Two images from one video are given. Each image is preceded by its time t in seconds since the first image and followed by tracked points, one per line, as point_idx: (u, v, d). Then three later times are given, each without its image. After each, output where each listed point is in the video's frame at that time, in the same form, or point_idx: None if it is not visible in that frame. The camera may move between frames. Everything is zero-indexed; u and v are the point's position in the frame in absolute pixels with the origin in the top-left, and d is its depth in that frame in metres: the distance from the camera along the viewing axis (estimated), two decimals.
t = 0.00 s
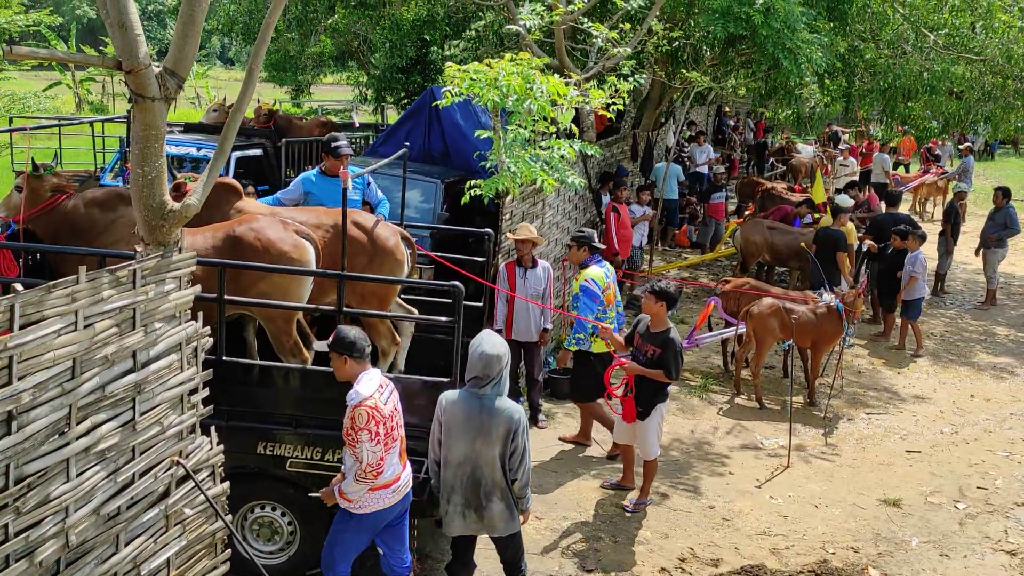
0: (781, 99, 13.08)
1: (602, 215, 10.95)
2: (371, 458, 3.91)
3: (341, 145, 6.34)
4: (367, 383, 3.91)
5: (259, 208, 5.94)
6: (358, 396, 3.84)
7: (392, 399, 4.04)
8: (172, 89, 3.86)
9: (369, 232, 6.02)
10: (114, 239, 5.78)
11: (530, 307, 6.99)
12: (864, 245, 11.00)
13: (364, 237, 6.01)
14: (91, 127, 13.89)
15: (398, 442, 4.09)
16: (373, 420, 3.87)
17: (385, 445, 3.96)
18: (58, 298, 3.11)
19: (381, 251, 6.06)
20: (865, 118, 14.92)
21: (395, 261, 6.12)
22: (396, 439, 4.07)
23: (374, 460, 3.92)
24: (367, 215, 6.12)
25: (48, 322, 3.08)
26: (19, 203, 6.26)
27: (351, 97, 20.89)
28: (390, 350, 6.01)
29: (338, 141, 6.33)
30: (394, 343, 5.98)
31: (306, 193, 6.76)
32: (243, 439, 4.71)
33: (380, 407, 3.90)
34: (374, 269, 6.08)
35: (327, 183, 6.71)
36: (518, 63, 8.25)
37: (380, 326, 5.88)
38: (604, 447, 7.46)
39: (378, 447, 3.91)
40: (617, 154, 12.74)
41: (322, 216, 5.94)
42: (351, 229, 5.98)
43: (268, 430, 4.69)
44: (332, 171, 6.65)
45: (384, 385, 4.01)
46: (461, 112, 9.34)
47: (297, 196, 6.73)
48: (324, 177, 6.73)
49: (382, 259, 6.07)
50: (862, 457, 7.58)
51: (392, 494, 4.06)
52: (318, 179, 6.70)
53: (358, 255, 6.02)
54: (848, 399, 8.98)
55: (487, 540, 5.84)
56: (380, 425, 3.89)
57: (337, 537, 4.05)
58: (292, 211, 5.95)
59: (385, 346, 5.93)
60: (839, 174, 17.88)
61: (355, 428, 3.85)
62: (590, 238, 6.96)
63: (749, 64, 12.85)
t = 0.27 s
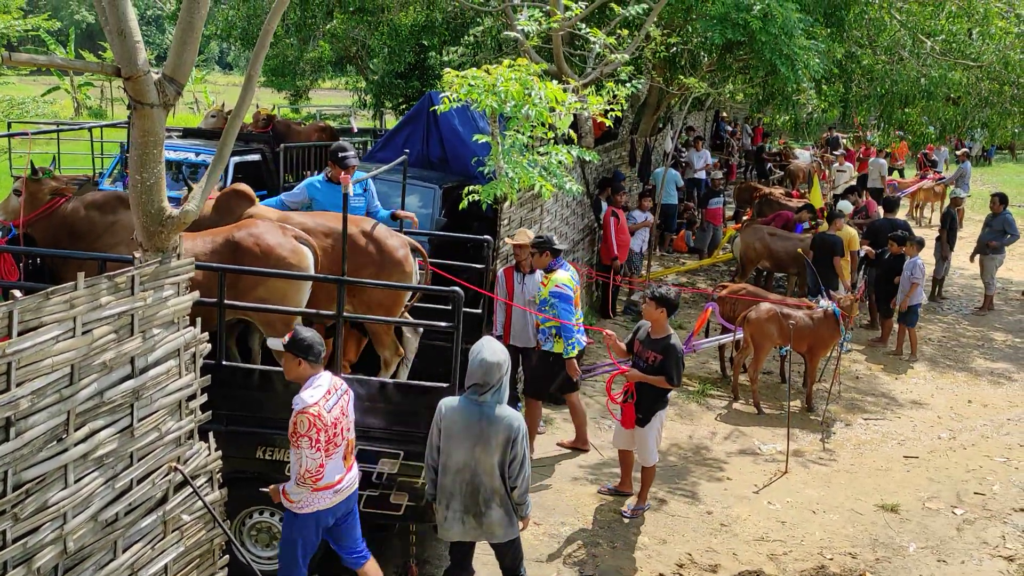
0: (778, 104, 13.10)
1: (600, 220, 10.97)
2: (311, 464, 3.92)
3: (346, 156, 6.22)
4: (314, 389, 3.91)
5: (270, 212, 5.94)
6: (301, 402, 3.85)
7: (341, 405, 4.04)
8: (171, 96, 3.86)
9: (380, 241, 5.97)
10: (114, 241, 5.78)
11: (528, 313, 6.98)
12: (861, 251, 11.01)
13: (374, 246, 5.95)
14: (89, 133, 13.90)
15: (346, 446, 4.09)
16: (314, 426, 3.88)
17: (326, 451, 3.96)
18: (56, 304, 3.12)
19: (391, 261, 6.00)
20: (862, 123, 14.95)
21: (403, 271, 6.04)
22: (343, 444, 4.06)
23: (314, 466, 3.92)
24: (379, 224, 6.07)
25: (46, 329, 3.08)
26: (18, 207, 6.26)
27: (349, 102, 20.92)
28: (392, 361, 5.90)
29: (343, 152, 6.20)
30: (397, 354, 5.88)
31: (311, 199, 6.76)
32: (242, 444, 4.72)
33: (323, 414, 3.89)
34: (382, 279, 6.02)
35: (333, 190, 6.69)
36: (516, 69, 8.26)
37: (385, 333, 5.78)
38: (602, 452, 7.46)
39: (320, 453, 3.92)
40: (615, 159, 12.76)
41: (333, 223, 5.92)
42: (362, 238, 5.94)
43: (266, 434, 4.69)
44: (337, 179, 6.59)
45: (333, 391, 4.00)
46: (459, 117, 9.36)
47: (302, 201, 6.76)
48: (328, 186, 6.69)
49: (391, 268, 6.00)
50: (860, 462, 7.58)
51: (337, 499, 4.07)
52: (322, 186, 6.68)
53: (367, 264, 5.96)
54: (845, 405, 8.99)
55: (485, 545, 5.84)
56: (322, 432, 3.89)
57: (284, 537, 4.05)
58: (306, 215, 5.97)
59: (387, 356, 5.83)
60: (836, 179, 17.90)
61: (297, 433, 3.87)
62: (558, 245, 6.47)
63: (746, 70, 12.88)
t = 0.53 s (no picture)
0: (776, 109, 13.12)
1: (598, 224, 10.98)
2: (265, 457, 3.92)
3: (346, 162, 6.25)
4: (272, 384, 3.91)
5: (276, 216, 5.92)
6: (259, 396, 3.85)
7: (298, 399, 4.04)
8: (170, 100, 3.86)
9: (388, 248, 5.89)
10: (112, 245, 5.77)
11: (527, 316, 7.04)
12: (860, 255, 11.02)
13: (382, 252, 5.87)
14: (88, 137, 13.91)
15: (302, 439, 4.09)
16: (270, 420, 3.88)
17: (282, 446, 3.96)
18: (54, 309, 3.12)
19: (398, 268, 5.90)
20: (860, 128, 14.98)
21: (409, 280, 5.94)
22: (299, 437, 4.07)
23: (270, 460, 3.93)
24: (388, 232, 6.00)
25: (44, 333, 3.08)
26: (16, 211, 6.25)
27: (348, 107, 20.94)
28: (392, 358, 5.94)
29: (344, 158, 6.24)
30: (397, 351, 5.92)
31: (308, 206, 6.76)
32: (239, 448, 4.70)
33: (279, 408, 3.89)
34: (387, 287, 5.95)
35: (330, 197, 6.67)
36: (515, 73, 8.28)
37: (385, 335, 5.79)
38: (600, 456, 7.46)
39: (275, 446, 3.92)
40: (614, 163, 12.79)
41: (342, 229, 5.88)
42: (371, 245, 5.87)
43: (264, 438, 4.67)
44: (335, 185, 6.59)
45: (289, 385, 4.00)
46: (458, 121, 9.36)
47: (297, 207, 6.76)
48: (326, 192, 6.68)
49: (397, 274, 5.91)
50: (858, 467, 7.58)
51: (293, 491, 4.07)
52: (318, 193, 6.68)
53: (374, 269, 5.87)
54: (844, 409, 9.00)
55: (483, 550, 5.84)
56: (277, 427, 3.89)
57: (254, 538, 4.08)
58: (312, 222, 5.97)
59: (387, 354, 5.87)
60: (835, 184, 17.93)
61: (252, 426, 3.88)
62: (516, 247, 6.69)
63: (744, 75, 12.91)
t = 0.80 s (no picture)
0: (775, 111, 13.12)
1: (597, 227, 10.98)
2: (236, 453, 4.23)
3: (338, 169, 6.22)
4: (237, 382, 4.22)
5: (282, 224, 5.84)
6: (229, 393, 4.15)
7: (258, 397, 4.34)
8: (169, 101, 3.85)
9: (394, 253, 5.74)
10: (111, 245, 5.78)
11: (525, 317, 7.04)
12: (860, 257, 11.03)
13: (389, 258, 5.73)
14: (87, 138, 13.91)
15: (265, 434, 4.40)
16: (240, 416, 4.19)
17: (250, 442, 4.27)
18: (52, 310, 3.11)
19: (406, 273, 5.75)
20: (859, 130, 14.99)
21: (420, 284, 5.79)
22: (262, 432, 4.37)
23: (241, 454, 4.24)
24: (395, 236, 5.87)
25: (42, 334, 3.08)
26: (15, 212, 6.25)
27: (348, 109, 20.94)
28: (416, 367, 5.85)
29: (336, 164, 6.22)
30: (420, 359, 5.84)
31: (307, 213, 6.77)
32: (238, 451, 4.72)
33: (246, 405, 4.20)
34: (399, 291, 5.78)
35: (327, 204, 6.66)
36: (514, 75, 8.28)
37: (402, 343, 5.73)
38: (599, 458, 7.45)
39: (245, 442, 4.23)
40: (613, 165, 12.80)
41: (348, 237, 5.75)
42: (377, 251, 5.74)
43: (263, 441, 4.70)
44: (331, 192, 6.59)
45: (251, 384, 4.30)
46: (457, 123, 9.36)
47: (297, 213, 6.77)
48: (323, 199, 6.67)
49: (406, 280, 5.76)
50: (857, 469, 7.58)
51: (260, 483, 4.38)
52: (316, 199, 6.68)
53: (382, 275, 5.73)
54: (843, 412, 9.00)
55: (481, 552, 5.83)
56: (248, 422, 4.21)
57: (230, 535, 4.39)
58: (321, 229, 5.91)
59: (411, 362, 5.79)
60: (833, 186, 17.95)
61: (224, 424, 4.17)
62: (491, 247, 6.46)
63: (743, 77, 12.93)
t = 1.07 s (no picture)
0: (774, 114, 13.10)
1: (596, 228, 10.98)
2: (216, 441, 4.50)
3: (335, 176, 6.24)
4: (206, 373, 4.51)
5: (293, 223, 5.94)
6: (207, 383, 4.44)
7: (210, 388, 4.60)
8: (168, 102, 3.86)
9: (401, 254, 5.72)
10: (107, 247, 5.78)
11: (524, 319, 7.01)
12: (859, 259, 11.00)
13: (395, 259, 5.71)
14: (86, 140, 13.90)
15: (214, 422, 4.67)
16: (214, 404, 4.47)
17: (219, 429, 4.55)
18: (51, 310, 3.11)
19: (413, 274, 5.70)
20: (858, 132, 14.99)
21: (427, 286, 5.74)
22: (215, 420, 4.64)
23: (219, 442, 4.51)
24: (403, 237, 5.85)
25: (41, 334, 3.08)
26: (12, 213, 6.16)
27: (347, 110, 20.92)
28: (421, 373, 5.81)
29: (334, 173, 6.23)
30: (424, 365, 5.80)
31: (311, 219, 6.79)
32: (236, 452, 4.72)
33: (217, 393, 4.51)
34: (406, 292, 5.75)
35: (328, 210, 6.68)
36: (513, 76, 8.29)
37: (407, 348, 5.71)
38: (597, 460, 7.44)
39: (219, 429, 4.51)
40: (612, 167, 12.81)
41: (355, 238, 5.78)
42: (384, 252, 5.72)
43: (261, 443, 4.70)
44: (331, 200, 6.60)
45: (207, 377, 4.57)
46: (456, 125, 9.36)
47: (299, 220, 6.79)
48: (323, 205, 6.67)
49: (412, 281, 5.72)
50: (855, 471, 7.58)
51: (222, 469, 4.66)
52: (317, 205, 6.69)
53: (387, 276, 5.71)
54: (841, 413, 8.99)
55: (480, 553, 5.83)
56: (220, 409, 4.51)
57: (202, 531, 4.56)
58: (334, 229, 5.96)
59: (415, 368, 5.75)
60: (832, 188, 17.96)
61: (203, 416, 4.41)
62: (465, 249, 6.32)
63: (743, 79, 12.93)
